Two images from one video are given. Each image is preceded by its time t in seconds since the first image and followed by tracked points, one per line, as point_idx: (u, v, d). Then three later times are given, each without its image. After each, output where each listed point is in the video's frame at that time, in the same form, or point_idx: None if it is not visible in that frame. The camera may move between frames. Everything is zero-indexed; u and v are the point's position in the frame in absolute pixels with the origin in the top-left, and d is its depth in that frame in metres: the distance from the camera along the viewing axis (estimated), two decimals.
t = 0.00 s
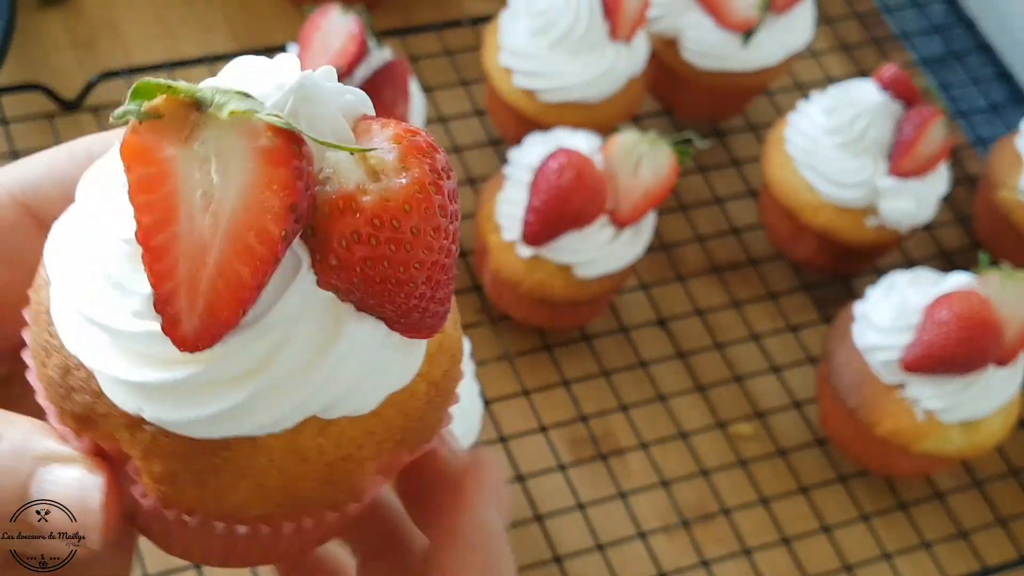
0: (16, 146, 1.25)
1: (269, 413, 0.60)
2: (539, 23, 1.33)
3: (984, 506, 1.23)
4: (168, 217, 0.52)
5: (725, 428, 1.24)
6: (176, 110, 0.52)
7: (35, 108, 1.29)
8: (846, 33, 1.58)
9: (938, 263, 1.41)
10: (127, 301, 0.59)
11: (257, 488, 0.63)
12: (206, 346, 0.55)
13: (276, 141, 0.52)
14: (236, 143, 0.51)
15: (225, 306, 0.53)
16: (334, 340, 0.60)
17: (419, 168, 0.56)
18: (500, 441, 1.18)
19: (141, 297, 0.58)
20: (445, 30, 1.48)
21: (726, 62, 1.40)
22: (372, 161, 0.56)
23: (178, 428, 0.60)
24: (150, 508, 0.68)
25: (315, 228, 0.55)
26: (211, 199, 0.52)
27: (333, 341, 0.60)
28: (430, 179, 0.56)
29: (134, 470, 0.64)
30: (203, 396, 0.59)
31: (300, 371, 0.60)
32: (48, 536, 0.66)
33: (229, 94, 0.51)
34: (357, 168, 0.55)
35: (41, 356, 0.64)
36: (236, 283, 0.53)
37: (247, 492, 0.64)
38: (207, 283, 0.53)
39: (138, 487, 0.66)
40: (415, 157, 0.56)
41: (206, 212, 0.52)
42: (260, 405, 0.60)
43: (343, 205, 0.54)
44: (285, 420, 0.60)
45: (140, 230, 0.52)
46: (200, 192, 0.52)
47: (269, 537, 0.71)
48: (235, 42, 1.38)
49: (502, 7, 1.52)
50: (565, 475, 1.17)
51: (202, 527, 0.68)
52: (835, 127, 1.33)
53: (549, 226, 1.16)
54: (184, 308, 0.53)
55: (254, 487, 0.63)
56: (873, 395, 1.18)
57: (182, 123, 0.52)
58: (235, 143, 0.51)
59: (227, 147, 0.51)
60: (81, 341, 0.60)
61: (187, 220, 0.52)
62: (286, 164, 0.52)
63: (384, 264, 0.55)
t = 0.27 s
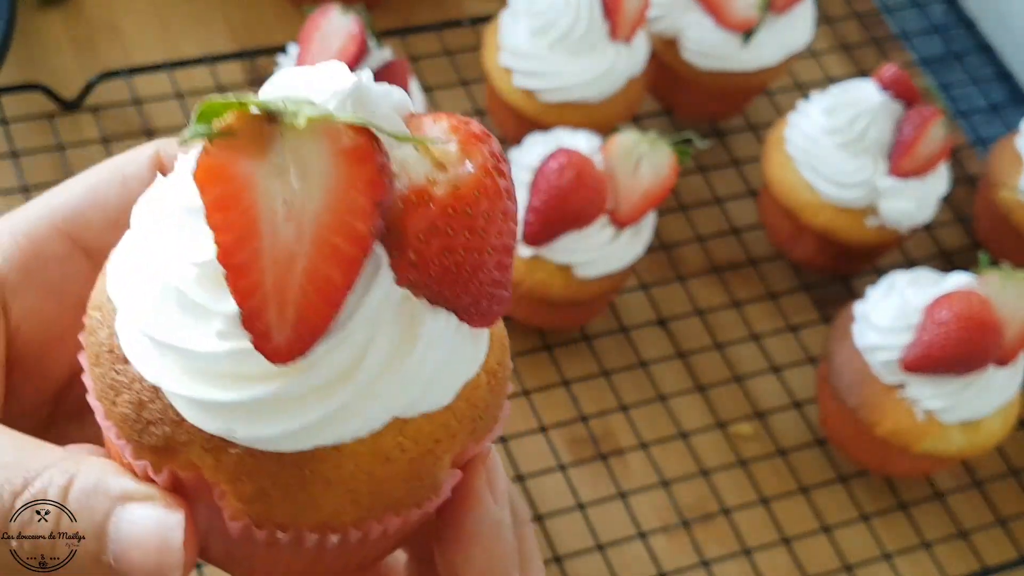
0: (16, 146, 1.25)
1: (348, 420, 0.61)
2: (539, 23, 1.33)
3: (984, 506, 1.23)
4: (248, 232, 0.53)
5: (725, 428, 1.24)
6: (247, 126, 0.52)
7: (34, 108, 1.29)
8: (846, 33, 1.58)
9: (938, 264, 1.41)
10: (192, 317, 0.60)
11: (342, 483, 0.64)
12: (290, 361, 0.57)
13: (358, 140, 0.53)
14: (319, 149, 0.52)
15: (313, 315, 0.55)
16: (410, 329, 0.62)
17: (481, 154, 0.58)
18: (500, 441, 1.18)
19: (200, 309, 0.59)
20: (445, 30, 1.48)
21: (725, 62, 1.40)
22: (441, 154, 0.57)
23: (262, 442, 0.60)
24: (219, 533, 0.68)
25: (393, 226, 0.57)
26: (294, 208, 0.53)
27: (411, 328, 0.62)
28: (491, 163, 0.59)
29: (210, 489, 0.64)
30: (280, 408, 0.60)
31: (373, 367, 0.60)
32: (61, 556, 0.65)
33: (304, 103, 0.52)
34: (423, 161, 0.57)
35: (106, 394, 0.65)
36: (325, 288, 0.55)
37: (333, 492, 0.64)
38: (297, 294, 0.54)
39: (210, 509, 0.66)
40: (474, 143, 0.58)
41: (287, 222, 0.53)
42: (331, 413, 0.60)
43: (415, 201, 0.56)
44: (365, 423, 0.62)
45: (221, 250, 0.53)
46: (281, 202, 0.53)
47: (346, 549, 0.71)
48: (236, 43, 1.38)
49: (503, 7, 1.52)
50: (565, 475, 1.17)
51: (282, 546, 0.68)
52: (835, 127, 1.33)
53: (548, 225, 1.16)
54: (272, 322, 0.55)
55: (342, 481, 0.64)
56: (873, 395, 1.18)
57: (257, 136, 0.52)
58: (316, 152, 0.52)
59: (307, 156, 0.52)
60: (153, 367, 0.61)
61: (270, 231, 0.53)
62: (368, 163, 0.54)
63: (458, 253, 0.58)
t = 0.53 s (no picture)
0: (16, 147, 1.25)
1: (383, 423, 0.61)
2: (539, 23, 1.33)
3: (984, 506, 1.23)
4: (283, 248, 0.52)
5: (725, 428, 1.24)
6: (272, 139, 0.52)
7: (34, 109, 1.29)
8: (846, 33, 1.58)
9: (938, 264, 1.41)
10: (218, 332, 0.59)
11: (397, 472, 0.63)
12: (334, 369, 0.56)
13: (391, 139, 0.54)
14: (346, 151, 0.53)
15: (357, 321, 0.55)
16: (451, 309, 0.61)
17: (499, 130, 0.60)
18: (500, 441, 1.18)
19: (225, 325, 0.59)
20: (444, 30, 1.48)
21: (725, 62, 1.40)
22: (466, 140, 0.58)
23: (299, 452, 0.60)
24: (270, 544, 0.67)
25: (431, 223, 0.56)
26: (330, 214, 0.52)
27: (449, 306, 0.61)
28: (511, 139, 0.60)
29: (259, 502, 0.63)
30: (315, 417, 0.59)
31: (404, 360, 0.60)
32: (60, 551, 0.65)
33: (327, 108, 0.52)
34: (448, 146, 0.57)
35: (139, 425, 0.64)
36: (367, 290, 0.54)
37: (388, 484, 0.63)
38: (341, 300, 0.54)
39: (259, 522, 0.65)
40: (491, 120, 0.60)
41: (325, 230, 0.52)
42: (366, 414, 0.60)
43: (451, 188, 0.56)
44: (407, 419, 0.61)
45: (256, 268, 0.53)
46: (315, 211, 0.52)
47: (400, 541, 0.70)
48: (236, 43, 1.38)
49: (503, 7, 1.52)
50: (565, 475, 1.17)
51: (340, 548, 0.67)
52: (835, 126, 1.33)
53: (548, 226, 1.16)
54: (315, 331, 0.54)
55: (395, 471, 0.63)
56: (873, 395, 1.18)
57: (285, 147, 0.52)
58: (350, 159, 0.53)
59: (339, 162, 0.53)
60: (179, 390, 0.60)
61: (306, 242, 0.52)
62: (403, 157, 0.54)
63: (497, 235, 0.58)
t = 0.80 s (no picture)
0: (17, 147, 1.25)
1: (367, 399, 0.60)
2: (539, 23, 1.33)
3: (984, 506, 1.23)
4: (246, 238, 0.50)
5: (725, 428, 1.24)
6: (204, 134, 0.50)
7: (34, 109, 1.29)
8: (846, 34, 1.58)
9: (938, 264, 1.41)
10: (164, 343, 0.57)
11: (404, 439, 0.63)
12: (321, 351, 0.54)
13: (324, 101, 0.51)
14: (287, 129, 0.50)
15: (339, 295, 0.53)
16: (417, 265, 0.62)
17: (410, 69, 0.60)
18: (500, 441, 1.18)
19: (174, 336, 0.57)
20: (445, 31, 1.48)
21: (725, 62, 1.40)
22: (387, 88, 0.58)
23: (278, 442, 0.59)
24: (295, 544, 0.67)
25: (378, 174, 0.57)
26: (284, 194, 0.50)
27: (416, 261, 0.62)
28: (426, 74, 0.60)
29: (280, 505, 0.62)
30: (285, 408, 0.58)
31: (382, 331, 0.60)
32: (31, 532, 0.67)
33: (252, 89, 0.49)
34: (369, 99, 0.57)
35: (142, 465, 0.62)
36: (341, 257, 0.52)
37: (402, 449, 0.64)
38: (320, 274, 0.52)
39: (284, 525, 0.64)
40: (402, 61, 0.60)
41: (281, 210, 0.50)
42: (354, 393, 0.59)
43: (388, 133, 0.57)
44: (384, 393, 0.61)
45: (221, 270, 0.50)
46: (268, 193, 0.50)
47: (420, 504, 0.71)
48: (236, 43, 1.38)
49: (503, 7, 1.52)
50: (565, 475, 1.17)
51: (369, 525, 0.68)
52: (835, 126, 1.33)
53: (548, 225, 1.16)
54: (300, 314, 0.52)
55: (405, 438, 0.63)
56: (873, 395, 1.18)
57: (223, 142, 0.50)
58: (297, 132, 0.50)
59: (280, 141, 0.50)
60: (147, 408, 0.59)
61: (264, 226, 0.50)
62: (339, 120, 0.51)
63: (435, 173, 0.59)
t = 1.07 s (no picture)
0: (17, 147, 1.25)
1: (360, 364, 0.62)
2: (540, 23, 1.33)
3: (984, 506, 1.23)
4: (242, 225, 0.51)
5: (725, 428, 1.24)
6: (182, 132, 0.50)
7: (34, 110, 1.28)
8: (846, 34, 1.58)
9: (938, 264, 1.41)
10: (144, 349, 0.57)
11: (403, 393, 0.66)
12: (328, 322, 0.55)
13: (295, 76, 0.51)
14: (266, 113, 0.51)
15: (342, 265, 0.54)
16: (389, 225, 0.65)
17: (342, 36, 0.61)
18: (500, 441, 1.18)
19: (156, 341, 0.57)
20: (445, 31, 1.47)
21: (725, 63, 1.40)
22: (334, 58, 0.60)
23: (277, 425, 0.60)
24: (319, 514, 0.68)
25: (351, 137, 0.59)
26: (270, 173, 0.51)
27: (387, 220, 0.64)
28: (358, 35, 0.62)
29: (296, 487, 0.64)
30: (279, 389, 0.59)
31: (366, 302, 0.62)
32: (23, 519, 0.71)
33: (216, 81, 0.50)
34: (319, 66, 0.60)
35: (155, 479, 0.62)
36: (338, 225, 0.53)
37: (401, 403, 0.66)
38: (318, 248, 0.53)
39: (307, 501, 0.66)
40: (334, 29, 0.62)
41: (268, 192, 0.51)
42: (352, 360, 0.61)
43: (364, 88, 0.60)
44: (376, 359, 0.62)
45: (226, 262, 0.51)
46: (254, 176, 0.51)
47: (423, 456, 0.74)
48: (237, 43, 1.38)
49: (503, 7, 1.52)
50: (565, 475, 1.17)
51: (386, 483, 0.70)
52: (835, 127, 1.33)
53: (548, 226, 1.16)
54: (306, 290, 0.53)
55: (401, 393, 0.66)
56: (874, 395, 1.18)
57: (203, 139, 0.50)
58: (279, 114, 0.51)
59: (259, 127, 0.51)
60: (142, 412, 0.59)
61: (253, 209, 0.51)
62: (314, 92, 0.52)
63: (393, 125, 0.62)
